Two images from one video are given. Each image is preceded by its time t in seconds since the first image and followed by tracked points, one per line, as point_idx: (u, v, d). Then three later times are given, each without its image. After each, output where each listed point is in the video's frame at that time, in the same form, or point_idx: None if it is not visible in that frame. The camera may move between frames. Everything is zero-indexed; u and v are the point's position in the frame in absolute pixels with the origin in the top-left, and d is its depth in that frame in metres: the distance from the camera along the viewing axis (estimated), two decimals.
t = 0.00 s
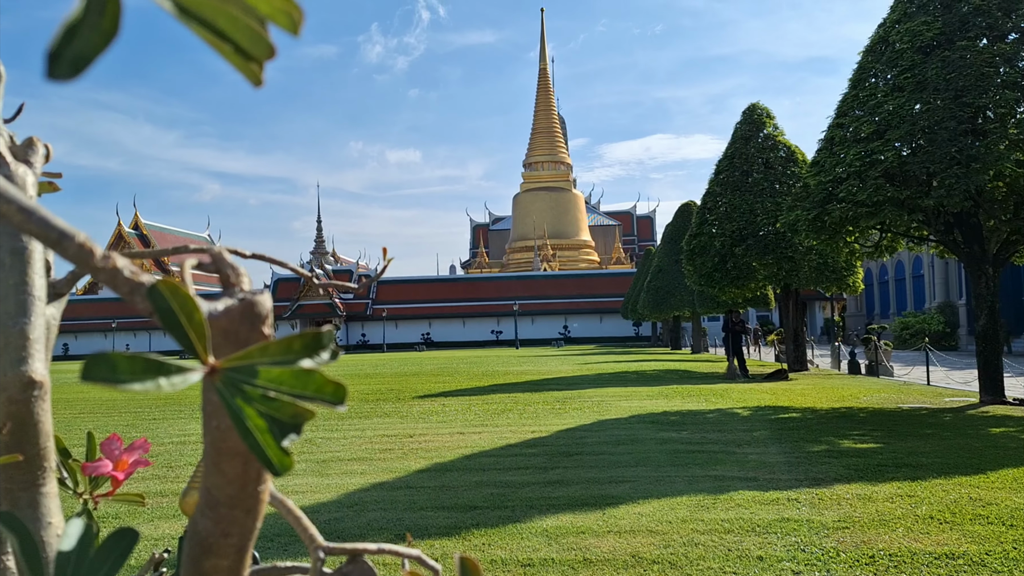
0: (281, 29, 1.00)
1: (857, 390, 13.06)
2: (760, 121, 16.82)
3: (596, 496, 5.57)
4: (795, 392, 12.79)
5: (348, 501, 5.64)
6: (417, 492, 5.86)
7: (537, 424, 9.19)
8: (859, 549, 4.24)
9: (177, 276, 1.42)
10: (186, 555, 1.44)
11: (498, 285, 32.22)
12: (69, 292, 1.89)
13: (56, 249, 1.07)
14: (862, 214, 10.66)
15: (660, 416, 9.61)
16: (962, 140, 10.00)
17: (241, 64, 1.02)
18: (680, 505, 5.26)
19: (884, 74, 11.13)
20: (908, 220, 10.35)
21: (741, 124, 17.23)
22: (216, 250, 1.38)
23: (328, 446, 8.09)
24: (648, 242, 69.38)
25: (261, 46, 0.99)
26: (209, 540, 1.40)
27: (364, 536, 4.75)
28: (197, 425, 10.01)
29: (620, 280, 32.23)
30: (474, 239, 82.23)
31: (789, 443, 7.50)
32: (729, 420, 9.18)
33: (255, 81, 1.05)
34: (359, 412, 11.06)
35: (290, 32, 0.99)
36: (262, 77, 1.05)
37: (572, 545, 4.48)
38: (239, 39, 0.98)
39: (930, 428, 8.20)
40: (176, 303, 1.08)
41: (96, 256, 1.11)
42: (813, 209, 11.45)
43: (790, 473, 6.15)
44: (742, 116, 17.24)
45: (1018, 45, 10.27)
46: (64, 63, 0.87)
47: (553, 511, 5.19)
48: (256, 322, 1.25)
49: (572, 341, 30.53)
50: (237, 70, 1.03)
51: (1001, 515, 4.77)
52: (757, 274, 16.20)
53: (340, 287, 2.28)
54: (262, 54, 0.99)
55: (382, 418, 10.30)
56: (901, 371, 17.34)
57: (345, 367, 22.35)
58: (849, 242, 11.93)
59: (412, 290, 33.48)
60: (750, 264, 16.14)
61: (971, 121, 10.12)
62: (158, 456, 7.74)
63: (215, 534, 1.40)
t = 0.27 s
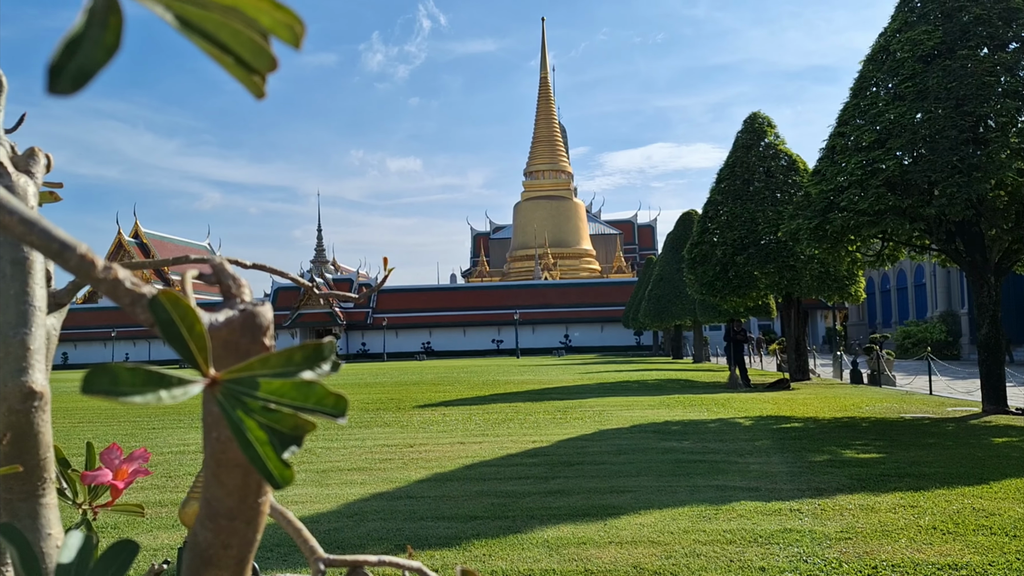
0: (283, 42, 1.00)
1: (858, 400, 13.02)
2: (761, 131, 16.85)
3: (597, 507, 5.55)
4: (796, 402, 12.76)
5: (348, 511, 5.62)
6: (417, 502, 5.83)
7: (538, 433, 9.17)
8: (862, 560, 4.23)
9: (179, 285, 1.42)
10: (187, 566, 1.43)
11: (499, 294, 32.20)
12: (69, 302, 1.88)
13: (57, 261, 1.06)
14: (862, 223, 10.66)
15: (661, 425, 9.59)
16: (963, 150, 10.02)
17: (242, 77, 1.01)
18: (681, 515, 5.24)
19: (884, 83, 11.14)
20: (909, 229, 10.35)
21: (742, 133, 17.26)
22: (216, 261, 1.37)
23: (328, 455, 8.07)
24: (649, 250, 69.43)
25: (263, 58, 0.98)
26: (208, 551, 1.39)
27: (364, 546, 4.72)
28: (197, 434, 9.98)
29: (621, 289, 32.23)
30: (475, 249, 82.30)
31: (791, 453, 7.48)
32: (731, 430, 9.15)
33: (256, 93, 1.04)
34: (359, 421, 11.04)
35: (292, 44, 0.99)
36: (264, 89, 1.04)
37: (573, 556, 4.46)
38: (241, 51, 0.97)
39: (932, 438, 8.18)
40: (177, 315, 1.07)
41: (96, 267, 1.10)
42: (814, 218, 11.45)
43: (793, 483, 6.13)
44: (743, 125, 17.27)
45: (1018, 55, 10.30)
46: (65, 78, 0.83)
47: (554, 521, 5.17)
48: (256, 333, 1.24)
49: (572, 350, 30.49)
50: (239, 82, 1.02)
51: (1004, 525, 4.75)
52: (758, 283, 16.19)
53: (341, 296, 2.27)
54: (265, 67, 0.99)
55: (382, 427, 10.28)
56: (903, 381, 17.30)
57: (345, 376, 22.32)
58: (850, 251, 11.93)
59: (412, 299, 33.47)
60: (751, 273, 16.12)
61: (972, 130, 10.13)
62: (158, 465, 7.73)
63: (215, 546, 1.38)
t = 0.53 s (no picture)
0: (286, 54, 1.01)
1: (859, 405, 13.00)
2: (762, 135, 16.88)
3: (597, 512, 5.54)
4: (796, 406, 12.75)
5: (348, 516, 5.62)
6: (418, 507, 5.83)
7: (539, 439, 9.17)
8: (862, 565, 4.22)
9: (180, 292, 1.42)
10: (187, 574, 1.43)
11: (500, 298, 32.21)
12: (71, 309, 1.88)
13: (59, 269, 1.07)
14: (863, 227, 10.67)
15: (662, 430, 9.59)
16: (963, 155, 10.03)
17: (246, 88, 1.01)
18: (682, 520, 5.24)
19: (885, 88, 11.14)
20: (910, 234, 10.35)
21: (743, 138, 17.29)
22: (218, 269, 1.37)
23: (329, 460, 8.07)
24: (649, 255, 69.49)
25: (266, 70, 0.99)
26: (209, 559, 1.39)
27: (365, 552, 4.72)
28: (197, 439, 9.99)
29: (622, 294, 32.24)
30: (476, 253, 82.44)
31: (792, 458, 7.48)
32: (732, 435, 9.15)
33: (259, 103, 1.05)
34: (360, 426, 11.04)
35: (294, 57, 1.00)
36: (266, 98, 1.04)
37: (573, 561, 4.45)
38: (244, 62, 0.98)
39: (933, 443, 8.18)
40: (179, 323, 1.07)
41: (98, 276, 1.11)
42: (815, 223, 11.46)
43: (794, 488, 6.14)
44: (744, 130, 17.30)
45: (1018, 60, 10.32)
46: (70, 90, 0.84)
47: (555, 527, 5.17)
48: (257, 340, 1.24)
49: (573, 355, 30.47)
50: (242, 93, 1.03)
51: (1005, 530, 4.75)
52: (759, 288, 16.19)
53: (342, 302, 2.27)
54: (268, 78, 0.99)
55: (383, 432, 10.28)
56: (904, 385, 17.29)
57: (345, 381, 22.32)
58: (851, 256, 11.93)
59: (413, 304, 33.48)
60: (752, 277, 16.12)
61: (973, 135, 10.14)
62: (158, 470, 7.73)
63: (215, 554, 1.38)
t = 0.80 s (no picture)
0: (287, 60, 1.01)
1: (860, 408, 12.99)
2: (762, 139, 16.90)
3: (598, 515, 5.54)
4: (798, 409, 12.74)
5: (349, 519, 5.62)
6: (418, 510, 5.83)
7: (540, 442, 9.17)
8: (863, 568, 4.22)
9: (182, 296, 1.42)
10: None
11: (501, 301, 32.21)
12: (71, 312, 1.88)
13: (61, 273, 1.07)
14: (864, 231, 10.66)
15: (663, 433, 9.60)
16: (964, 158, 10.03)
17: (246, 93, 1.01)
18: (683, 523, 5.24)
19: (885, 92, 11.14)
20: (910, 238, 10.35)
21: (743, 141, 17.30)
22: (219, 272, 1.37)
23: (329, 463, 8.07)
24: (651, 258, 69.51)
25: (268, 76, 0.99)
26: (209, 562, 1.39)
27: (366, 555, 4.71)
28: (198, 442, 9.99)
29: (622, 297, 32.25)
30: (477, 257, 82.47)
31: (793, 461, 7.48)
32: (733, 438, 9.14)
33: (260, 109, 1.05)
34: (360, 429, 11.04)
35: (295, 63, 1.01)
36: (266, 105, 1.05)
37: (574, 565, 4.45)
38: (246, 69, 0.98)
39: (934, 447, 8.17)
40: (180, 328, 1.07)
41: (100, 279, 1.11)
42: (816, 226, 11.46)
43: (795, 491, 6.14)
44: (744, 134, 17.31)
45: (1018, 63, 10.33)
46: (73, 95, 0.84)
47: (557, 530, 5.17)
48: (258, 345, 1.24)
49: (574, 358, 30.46)
50: (243, 98, 1.03)
51: (1008, 534, 4.74)
52: (760, 291, 16.19)
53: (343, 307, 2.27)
54: (269, 84, 0.99)
55: (384, 435, 10.29)
56: (906, 389, 17.27)
57: (346, 384, 22.31)
58: (852, 259, 11.93)
59: (414, 306, 33.49)
60: (753, 280, 16.11)
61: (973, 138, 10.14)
62: (159, 473, 7.74)
63: (216, 557, 1.38)
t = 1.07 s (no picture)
0: (286, 63, 1.01)
1: (862, 411, 12.98)
2: (763, 141, 16.91)
3: (599, 518, 5.53)
4: (799, 412, 12.73)
5: (349, 521, 5.62)
6: (419, 513, 5.83)
7: (541, 444, 9.17)
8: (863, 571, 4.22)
9: (182, 299, 1.42)
10: None
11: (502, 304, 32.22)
12: (72, 315, 1.88)
13: (61, 277, 1.07)
14: (865, 233, 10.66)
15: (664, 436, 9.59)
16: (965, 160, 10.02)
17: (246, 96, 1.01)
18: (684, 526, 5.24)
19: (885, 94, 11.15)
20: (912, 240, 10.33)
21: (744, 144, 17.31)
22: (220, 276, 1.37)
23: (330, 466, 8.08)
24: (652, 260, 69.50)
25: (267, 79, 0.99)
26: (209, 565, 1.39)
27: (366, 558, 4.72)
28: (199, 445, 10.01)
29: (623, 300, 32.25)
30: (478, 259, 82.49)
31: (794, 464, 7.48)
32: (734, 440, 9.14)
33: (260, 111, 1.05)
34: (361, 432, 11.04)
35: (295, 65, 1.01)
36: (266, 107, 1.05)
37: (575, 568, 4.45)
38: (245, 71, 0.98)
39: (935, 450, 8.17)
40: (180, 332, 1.07)
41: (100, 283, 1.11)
42: (817, 229, 11.46)
43: (796, 494, 6.13)
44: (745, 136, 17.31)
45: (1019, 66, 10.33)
46: (73, 100, 0.84)
47: (558, 532, 5.17)
48: (258, 348, 1.24)
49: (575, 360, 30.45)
50: (242, 102, 1.03)
51: (1009, 537, 4.73)
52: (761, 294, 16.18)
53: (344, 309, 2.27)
54: (268, 87, 0.99)
55: (385, 438, 10.29)
56: (907, 392, 17.25)
57: (347, 387, 22.30)
58: (853, 262, 11.93)
59: (415, 309, 33.50)
60: (754, 283, 16.11)
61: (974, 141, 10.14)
62: (160, 476, 7.75)
63: (216, 560, 1.38)
